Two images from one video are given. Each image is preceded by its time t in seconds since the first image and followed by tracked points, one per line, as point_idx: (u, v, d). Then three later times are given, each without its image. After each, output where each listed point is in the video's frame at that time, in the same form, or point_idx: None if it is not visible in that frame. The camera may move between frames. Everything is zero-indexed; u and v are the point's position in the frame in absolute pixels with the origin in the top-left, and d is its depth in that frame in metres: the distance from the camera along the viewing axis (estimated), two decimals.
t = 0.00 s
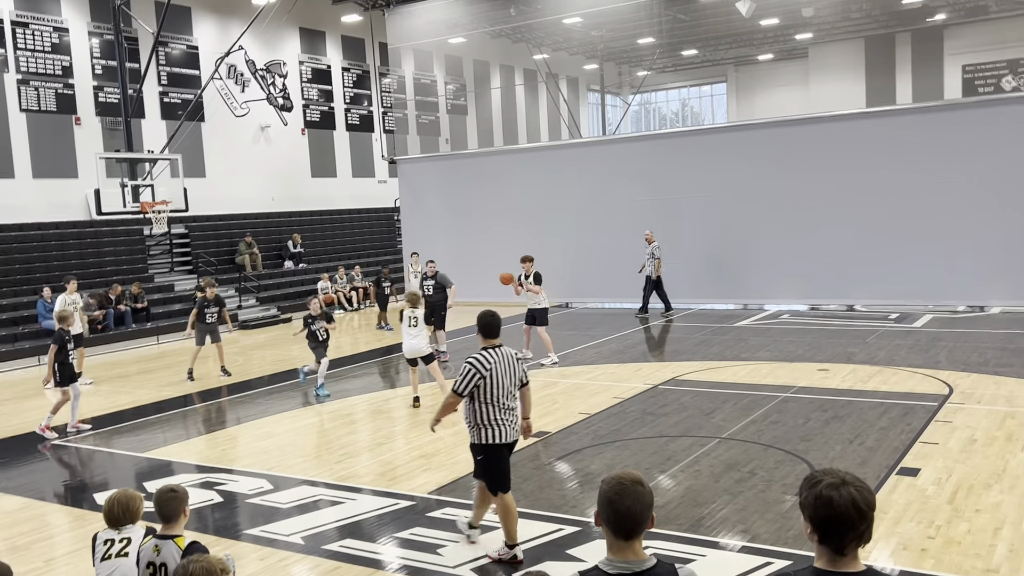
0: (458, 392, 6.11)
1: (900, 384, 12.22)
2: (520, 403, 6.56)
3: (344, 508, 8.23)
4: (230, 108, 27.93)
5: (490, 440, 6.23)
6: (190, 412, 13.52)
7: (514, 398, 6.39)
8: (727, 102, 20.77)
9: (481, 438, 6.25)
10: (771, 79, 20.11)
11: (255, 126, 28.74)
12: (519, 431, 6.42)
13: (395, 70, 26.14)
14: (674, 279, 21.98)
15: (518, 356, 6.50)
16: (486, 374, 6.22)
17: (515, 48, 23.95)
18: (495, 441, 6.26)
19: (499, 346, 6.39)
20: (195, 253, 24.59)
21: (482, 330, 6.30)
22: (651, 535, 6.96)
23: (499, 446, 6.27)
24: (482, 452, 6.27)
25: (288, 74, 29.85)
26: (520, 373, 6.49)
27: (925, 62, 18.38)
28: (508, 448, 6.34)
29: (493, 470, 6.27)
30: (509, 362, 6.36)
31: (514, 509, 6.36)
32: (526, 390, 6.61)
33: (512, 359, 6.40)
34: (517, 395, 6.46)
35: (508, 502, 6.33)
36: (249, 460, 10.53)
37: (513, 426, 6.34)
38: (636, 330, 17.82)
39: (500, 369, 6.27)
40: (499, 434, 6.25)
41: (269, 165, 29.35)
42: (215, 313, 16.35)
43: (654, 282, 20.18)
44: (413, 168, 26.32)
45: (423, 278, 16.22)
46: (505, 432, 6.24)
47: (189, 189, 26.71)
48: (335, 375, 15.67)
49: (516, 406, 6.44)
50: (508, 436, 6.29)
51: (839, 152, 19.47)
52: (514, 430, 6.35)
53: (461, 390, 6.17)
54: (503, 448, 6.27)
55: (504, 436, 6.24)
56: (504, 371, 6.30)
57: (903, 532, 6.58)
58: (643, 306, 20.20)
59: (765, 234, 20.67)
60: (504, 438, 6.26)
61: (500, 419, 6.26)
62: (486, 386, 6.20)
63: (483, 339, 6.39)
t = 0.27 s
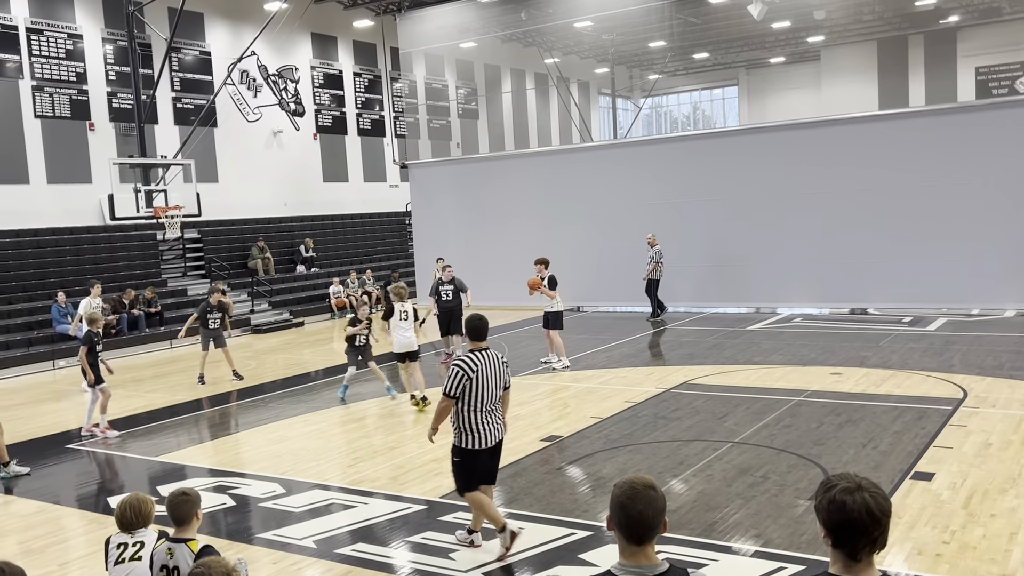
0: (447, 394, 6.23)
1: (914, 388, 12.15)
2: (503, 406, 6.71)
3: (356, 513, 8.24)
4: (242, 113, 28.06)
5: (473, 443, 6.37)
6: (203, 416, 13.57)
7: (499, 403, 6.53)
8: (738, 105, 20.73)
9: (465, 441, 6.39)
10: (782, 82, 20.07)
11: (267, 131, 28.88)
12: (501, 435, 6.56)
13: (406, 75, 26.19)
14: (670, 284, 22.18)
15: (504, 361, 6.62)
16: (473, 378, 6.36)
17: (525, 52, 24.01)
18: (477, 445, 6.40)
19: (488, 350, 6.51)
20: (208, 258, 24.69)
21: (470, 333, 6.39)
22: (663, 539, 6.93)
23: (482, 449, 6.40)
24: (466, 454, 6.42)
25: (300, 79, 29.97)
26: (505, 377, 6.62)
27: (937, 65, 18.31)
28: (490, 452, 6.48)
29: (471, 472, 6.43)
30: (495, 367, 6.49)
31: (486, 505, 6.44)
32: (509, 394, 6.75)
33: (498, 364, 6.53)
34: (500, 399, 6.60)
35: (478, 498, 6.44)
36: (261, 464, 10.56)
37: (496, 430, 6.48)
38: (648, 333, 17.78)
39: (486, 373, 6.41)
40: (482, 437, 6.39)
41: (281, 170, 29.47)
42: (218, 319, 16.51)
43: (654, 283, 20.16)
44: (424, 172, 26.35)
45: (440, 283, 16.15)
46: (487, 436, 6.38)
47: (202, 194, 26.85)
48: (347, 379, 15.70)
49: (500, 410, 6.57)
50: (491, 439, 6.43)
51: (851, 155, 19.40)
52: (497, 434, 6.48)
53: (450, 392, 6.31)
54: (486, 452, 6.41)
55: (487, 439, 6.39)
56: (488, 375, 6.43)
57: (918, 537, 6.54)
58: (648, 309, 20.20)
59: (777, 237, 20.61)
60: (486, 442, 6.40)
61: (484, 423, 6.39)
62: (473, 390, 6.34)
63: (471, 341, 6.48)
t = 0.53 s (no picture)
0: (445, 394, 6.40)
1: (923, 390, 12.10)
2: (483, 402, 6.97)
3: (365, 515, 8.25)
4: (251, 116, 28.13)
5: (464, 440, 6.61)
6: (211, 419, 13.61)
7: (484, 398, 6.80)
8: (747, 107, 20.68)
9: (458, 437, 6.61)
10: (791, 84, 20.03)
11: (276, 134, 28.96)
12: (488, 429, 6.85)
13: (414, 78, 26.22)
14: (672, 286, 22.21)
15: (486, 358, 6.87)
16: (463, 375, 6.58)
17: (533, 54, 24.06)
18: (467, 440, 6.65)
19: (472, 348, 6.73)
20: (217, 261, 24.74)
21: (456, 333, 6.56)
22: (672, 542, 6.92)
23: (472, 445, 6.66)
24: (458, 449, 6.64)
25: (309, 82, 30.04)
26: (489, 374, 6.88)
27: (946, 66, 18.24)
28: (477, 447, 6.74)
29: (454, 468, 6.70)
30: (481, 365, 6.73)
31: (447, 499, 6.91)
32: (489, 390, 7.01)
33: (482, 361, 6.79)
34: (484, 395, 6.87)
35: (442, 493, 6.87)
36: (270, 466, 10.58)
37: (486, 425, 6.74)
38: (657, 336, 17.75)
39: (474, 371, 6.65)
40: (472, 433, 6.64)
41: (290, 173, 29.54)
42: (222, 319, 16.55)
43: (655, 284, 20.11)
44: (432, 175, 26.38)
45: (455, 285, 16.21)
46: (478, 432, 6.63)
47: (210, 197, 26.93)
48: (356, 382, 15.72)
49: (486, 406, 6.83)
50: (481, 433, 6.70)
51: (860, 157, 19.34)
52: (486, 429, 6.74)
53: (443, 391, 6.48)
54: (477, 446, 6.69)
55: (480, 434, 6.66)
56: (475, 374, 6.65)
57: (928, 540, 6.51)
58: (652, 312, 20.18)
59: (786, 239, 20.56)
60: (476, 438, 6.66)
61: (473, 419, 6.64)
62: (464, 387, 6.56)
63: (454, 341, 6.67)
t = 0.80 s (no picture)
0: (422, 400, 6.46)
1: (929, 392, 12.06)
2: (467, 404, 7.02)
3: (370, 516, 8.25)
4: (256, 118, 28.18)
5: (445, 443, 6.68)
6: (216, 420, 13.64)
7: (466, 401, 6.84)
8: (751, 108, 20.68)
9: (438, 440, 6.69)
10: (795, 85, 20.02)
11: (280, 136, 29.03)
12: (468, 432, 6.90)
13: (419, 80, 26.26)
14: (674, 287, 22.25)
15: (468, 362, 6.90)
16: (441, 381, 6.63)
17: (538, 56, 24.09)
18: (446, 444, 6.72)
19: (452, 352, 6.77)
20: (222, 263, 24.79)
21: (435, 339, 6.60)
22: (677, 544, 6.91)
23: (451, 448, 6.72)
24: (440, 452, 6.72)
25: (314, 84, 30.09)
26: (471, 378, 6.91)
27: (951, 67, 18.21)
28: (458, 449, 6.81)
29: (439, 469, 6.77)
30: (461, 370, 6.76)
31: (433, 504, 7.08)
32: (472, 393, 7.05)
33: (463, 365, 6.82)
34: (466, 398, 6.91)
35: (429, 499, 7.02)
36: (275, 468, 10.59)
37: (465, 429, 6.80)
38: (661, 337, 17.74)
39: (453, 376, 6.69)
40: (451, 437, 6.71)
41: (295, 175, 29.59)
42: (228, 320, 16.60)
43: (654, 285, 20.13)
44: (436, 177, 26.42)
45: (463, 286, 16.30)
46: (456, 436, 6.69)
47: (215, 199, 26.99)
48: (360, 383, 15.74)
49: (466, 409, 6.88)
50: (462, 437, 6.77)
51: (865, 158, 19.31)
52: (465, 433, 6.80)
53: (421, 397, 6.56)
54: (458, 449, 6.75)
55: (460, 437, 6.72)
56: (453, 380, 6.69)
57: (934, 542, 6.50)
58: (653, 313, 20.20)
59: (790, 240, 20.53)
60: (455, 441, 6.72)
61: (452, 424, 6.70)
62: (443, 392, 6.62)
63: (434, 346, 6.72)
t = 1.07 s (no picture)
0: (395, 394, 6.78)
1: (931, 393, 12.05)
2: (455, 406, 7.21)
3: (371, 517, 8.26)
4: (257, 119, 28.19)
5: (417, 440, 6.88)
6: (218, 421, 13.64)
7: (446, 402, 7.00)
8: (753, 109, 20.67)
9: (413, 438, 6.90)
10: (798, 86, 20.02)
11: (282, 137, 29.05)
12: (450, 432, 7.06)
13: (421, 81, 26.28)
14: (675, 288, 22.25)
15: (452, 364, 7.13)
16: (418, 380, 6.87)
17: (540, 57, 24.07)
18: (425, 441, 6.91)
19: (434, 353, 7.04)
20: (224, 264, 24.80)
21: (419, 338, 6.90)
22: (679, 545, 6.91)
23: (429, 446, 6.90)
24: (414, 450, 6.91)
25: (316, 86, 30.10)
26: (454, 379, 7.13)
27: (954, 68, 18.19)
28: (438, 448, 6.98)
29: (421, 466, 6.92)
30: (443, 370, 7.00)
31: (429, 502, 7.15)
32: (461, 395, 7.23)
33: (445, 367, 7.02)
34: (450, 400, 7.10)
35: (424, 495, 7.08)
36: (277, 469, 10.60)
37: (445, 428, 6.98)
38: (663, 338, 17.72)
39: (431, 376, 6.91)
40: (429, 434, 6.90)
41: (296, 177, 29.60)
42: (230, 318, 16.63)
43: (654, 285, 20.11)
44: (438, 178, 26.41)
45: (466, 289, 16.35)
46: (432, 434, 6.87)
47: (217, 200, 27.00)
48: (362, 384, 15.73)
49: (449, 409, 7.07)
50: (437, 437, 6.93)
51: (866, 159, 19.30)
52: (444, 432, 6.98)
53: (396, 394, 6.86)
54: (433, 448, 6.92)
55: (432, 437, 6.89)
56: (431, 379, 6.91)
57: (937, 542, 6.49)
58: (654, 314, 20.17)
59: (792, 240, 20.51)
60: (432, 439, 6.90)
61: (430, 422, 6.91)
62: (418, 391, 6.85)
63: (421, 347, 7.02)
